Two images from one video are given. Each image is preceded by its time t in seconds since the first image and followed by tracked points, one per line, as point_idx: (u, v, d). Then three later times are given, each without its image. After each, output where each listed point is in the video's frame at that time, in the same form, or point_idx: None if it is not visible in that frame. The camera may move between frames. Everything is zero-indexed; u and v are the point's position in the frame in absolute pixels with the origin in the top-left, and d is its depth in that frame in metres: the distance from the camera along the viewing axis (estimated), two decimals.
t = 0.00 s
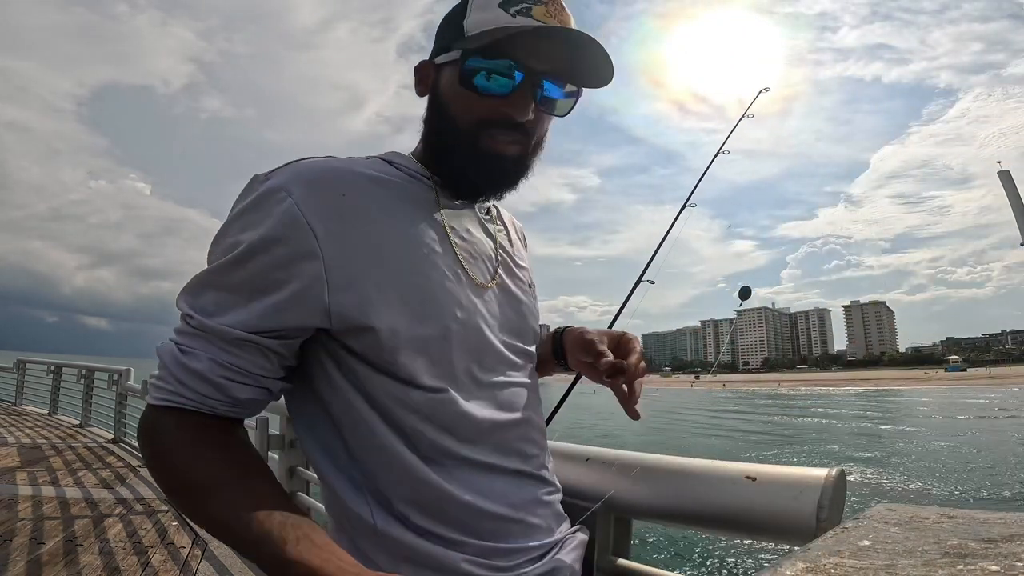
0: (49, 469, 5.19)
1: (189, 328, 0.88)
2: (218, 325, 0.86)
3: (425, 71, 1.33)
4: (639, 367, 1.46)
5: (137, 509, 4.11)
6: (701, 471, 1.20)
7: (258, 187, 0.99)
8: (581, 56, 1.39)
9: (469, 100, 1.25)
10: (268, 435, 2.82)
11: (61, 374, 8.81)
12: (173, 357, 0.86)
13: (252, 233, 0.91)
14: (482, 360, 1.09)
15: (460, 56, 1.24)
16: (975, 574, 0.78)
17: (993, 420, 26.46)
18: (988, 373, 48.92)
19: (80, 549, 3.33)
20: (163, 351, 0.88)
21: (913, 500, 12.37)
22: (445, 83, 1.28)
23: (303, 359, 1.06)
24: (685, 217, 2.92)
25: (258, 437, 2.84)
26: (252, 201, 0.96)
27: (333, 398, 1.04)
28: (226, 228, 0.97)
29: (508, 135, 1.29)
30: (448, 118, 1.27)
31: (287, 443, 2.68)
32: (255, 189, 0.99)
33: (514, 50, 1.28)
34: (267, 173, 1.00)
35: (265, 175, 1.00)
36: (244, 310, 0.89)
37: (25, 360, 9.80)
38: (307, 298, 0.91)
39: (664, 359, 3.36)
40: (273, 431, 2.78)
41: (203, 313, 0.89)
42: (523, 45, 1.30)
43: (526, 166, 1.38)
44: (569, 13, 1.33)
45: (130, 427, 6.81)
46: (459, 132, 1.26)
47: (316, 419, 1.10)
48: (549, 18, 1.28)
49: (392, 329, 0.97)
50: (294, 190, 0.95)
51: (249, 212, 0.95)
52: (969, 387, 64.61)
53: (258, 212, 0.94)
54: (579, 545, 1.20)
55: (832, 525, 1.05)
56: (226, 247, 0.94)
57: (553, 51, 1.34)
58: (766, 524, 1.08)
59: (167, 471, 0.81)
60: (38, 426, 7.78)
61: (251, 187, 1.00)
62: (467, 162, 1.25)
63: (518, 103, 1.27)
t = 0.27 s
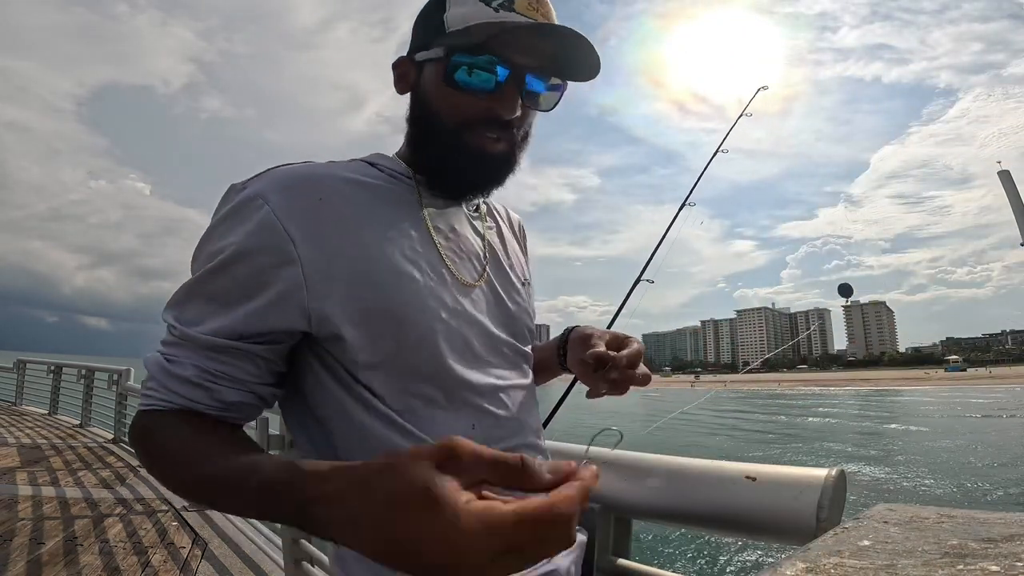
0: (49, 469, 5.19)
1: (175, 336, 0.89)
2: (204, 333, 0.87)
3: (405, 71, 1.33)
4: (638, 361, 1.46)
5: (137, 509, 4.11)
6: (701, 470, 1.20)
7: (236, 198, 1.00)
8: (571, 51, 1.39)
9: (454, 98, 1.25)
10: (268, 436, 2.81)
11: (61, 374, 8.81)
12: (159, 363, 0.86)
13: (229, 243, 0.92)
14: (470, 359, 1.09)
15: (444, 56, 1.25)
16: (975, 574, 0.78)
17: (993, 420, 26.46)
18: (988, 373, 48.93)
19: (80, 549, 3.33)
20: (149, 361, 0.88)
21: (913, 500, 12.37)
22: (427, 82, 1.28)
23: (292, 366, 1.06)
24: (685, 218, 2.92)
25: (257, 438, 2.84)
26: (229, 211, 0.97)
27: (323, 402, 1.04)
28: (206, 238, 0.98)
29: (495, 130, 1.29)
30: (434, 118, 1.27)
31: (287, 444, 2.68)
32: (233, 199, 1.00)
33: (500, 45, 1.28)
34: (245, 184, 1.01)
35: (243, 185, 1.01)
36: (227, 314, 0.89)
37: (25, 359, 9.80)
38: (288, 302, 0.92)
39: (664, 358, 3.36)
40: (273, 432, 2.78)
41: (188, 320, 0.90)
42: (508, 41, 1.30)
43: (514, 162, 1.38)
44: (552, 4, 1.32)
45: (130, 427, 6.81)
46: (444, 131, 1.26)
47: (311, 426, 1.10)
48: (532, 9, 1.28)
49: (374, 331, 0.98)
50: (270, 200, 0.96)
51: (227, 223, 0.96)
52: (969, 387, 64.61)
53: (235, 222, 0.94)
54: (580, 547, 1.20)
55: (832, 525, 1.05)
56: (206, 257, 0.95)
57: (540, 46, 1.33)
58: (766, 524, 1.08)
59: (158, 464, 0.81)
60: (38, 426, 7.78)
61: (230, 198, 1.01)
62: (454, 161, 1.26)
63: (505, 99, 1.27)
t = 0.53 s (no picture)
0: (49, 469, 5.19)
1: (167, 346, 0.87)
2: (197, 339, 0.86)
3: (410, 70, 1.31)
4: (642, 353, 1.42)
5: (137, 509, 4.11)
6: (701, 470, 1.20)
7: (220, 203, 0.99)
8: (582, 79, 1.41)
9: (470, 109, 1.25)
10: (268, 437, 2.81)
11: (61, 374, 8.81)
12: (153, 375, 0.85)
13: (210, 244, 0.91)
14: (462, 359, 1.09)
15: (465, 65, 1.24)
16: (974, 573, 0.77)
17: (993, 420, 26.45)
18: (988, 373, 48.93)
19: (80, 549, 3.33)
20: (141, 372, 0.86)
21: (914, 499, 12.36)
22: (441, 85, 1.26)
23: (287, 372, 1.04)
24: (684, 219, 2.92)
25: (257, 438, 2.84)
26: (211, 215, 0.96)
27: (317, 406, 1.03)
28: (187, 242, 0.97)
29: (504, 145, 1.30)
30: (441, 124, 1.27)
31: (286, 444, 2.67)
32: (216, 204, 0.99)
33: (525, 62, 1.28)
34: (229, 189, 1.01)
35: (227, 191, 1.01)
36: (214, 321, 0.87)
37: (25, 360, 9.80)
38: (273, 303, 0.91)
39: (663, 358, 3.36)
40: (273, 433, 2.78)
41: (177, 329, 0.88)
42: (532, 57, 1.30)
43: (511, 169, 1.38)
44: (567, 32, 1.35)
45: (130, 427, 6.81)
46: (452, 139, 1.26)
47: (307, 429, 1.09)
48: (557, 36, 1.31)
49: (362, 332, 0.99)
50: (254, 204, 0.96)
51: (208, 226, 0.94)
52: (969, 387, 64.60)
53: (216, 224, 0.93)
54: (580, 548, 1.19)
55: (832, 524, 1.04)
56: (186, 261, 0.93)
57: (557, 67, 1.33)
58: (766, 524, 1.07)
59: (161, 465, 0.81)
60: (38, 426, 7.79)
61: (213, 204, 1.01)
62: (457, 172, 1.27)
63: (520, 117, 1.27)
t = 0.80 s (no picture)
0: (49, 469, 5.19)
1: (166, 348, 0.86)
2: (201, 343, 0.86)
3: (428, 69, 1.31)
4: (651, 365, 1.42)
5: (137, 509, 4.10)
6: (700, 470, 1.20)
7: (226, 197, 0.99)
8: (594, 93, 1.42)
9: (487, 112, 1.25)
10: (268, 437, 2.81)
11: (61, 374, 8.81)
12: (152, 377, 0.84)
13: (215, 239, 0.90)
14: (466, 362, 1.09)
15: (486, 68, 1.24)
16: (974, 573, 0.77)
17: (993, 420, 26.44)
18: (989, 373, 48.92)
19: (80, 549, 3.33)
20: (138, 372, 0.85)
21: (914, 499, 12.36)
22: (459, 87, 1.26)
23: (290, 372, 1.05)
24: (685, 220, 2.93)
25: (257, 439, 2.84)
26: (217, 209, 0.96)
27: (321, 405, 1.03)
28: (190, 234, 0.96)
29: (514, 152, 1.30)
30: (456, 125, 1.26)
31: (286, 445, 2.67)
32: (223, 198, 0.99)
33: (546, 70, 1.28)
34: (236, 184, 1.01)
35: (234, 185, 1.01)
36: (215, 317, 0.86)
37: (25, 360, 9.80)
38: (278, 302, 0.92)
39: (664, 357, 3.36)
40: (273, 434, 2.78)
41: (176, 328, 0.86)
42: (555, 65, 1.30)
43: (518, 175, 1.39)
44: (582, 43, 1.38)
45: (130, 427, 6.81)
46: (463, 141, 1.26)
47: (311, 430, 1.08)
48: (577, 47, 1.33)
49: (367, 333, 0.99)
50: (260, 202, 0.96)
51: (213, 220, 0.94)
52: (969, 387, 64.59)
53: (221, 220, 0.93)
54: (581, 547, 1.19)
55: (831, 524, 1.04)
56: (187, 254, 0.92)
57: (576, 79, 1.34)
58: (765, 524, 1.07)
59: (169, 468, 0.81)
60: (38, 426, 7.79)
61: (218, 197, 1.01)
62: (466, 175, 1.26)
63: (534, 126, 1.27)
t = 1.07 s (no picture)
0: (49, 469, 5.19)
1: (170, 346, 0.86)
2: (204, 343, 0.86)
3: (443, 66, 1.31)
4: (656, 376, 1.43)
5: (137, 509, 4.10)
6: (701, 470, 1.20)
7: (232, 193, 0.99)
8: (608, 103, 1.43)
9: (501, 114, 1.25)
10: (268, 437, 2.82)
11: (61, 374, 8.80)
12: (156, 377, 0.84)
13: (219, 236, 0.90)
14: (470, 364, 1.09)
15: (503, 70, 1.24)
16: (974, 573, 0.77)
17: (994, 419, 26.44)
18: (989, 373, 48.92)
19: (80, 549, 3.32)
20: (141, 371, 0.85)
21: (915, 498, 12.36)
22: (473, 87, 1.26)
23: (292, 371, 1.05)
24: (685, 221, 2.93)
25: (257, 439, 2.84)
26: (221, 205, 0.96)
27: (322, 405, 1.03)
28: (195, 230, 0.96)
29: (524, 155, 1.30)
30: (469, 124, 1.26)
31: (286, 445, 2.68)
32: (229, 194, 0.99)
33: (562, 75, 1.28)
34: (242, 180, 1.01)
35: (241, 181, 1.01)
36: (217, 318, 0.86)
37: (25, 360, 9.80)
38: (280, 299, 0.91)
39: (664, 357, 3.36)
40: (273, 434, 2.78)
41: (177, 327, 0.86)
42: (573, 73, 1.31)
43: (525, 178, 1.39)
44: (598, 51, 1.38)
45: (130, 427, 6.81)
46: (475, 142, 1.25)
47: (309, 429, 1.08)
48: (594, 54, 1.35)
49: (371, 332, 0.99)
50: (267, 199, 0.96)
51: (218, 216, 0.94)
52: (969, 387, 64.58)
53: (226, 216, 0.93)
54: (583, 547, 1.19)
55: (832, 524, 1.04)
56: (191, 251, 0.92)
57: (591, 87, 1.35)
58: (766, 524, 1.07)
59: (172, 469, 0.81)
60: (38, 426, 7.78)
61: (223, 193, 1.01)
62: (475, 176, 1.26)
63: (547, 130, 1.28)
